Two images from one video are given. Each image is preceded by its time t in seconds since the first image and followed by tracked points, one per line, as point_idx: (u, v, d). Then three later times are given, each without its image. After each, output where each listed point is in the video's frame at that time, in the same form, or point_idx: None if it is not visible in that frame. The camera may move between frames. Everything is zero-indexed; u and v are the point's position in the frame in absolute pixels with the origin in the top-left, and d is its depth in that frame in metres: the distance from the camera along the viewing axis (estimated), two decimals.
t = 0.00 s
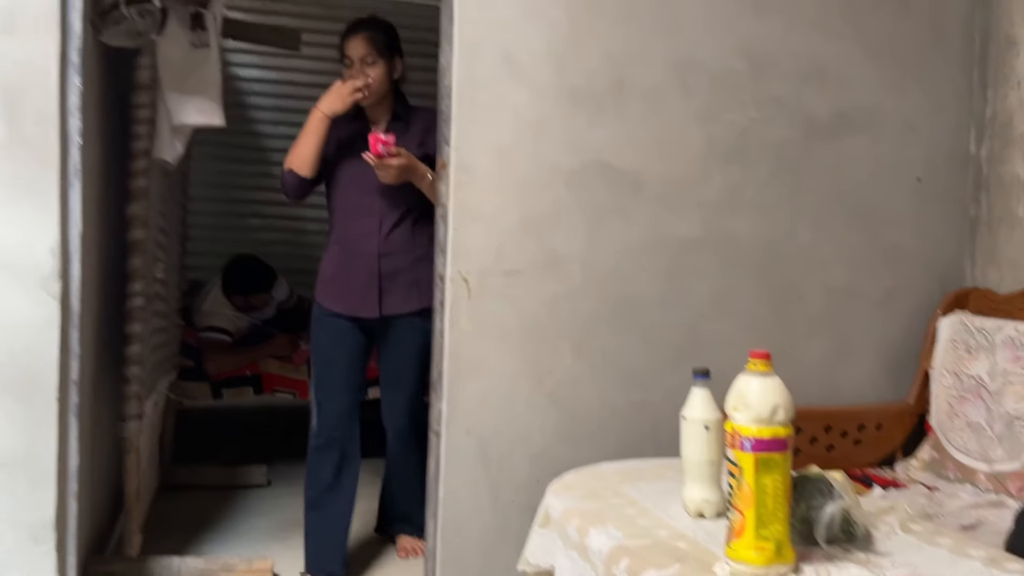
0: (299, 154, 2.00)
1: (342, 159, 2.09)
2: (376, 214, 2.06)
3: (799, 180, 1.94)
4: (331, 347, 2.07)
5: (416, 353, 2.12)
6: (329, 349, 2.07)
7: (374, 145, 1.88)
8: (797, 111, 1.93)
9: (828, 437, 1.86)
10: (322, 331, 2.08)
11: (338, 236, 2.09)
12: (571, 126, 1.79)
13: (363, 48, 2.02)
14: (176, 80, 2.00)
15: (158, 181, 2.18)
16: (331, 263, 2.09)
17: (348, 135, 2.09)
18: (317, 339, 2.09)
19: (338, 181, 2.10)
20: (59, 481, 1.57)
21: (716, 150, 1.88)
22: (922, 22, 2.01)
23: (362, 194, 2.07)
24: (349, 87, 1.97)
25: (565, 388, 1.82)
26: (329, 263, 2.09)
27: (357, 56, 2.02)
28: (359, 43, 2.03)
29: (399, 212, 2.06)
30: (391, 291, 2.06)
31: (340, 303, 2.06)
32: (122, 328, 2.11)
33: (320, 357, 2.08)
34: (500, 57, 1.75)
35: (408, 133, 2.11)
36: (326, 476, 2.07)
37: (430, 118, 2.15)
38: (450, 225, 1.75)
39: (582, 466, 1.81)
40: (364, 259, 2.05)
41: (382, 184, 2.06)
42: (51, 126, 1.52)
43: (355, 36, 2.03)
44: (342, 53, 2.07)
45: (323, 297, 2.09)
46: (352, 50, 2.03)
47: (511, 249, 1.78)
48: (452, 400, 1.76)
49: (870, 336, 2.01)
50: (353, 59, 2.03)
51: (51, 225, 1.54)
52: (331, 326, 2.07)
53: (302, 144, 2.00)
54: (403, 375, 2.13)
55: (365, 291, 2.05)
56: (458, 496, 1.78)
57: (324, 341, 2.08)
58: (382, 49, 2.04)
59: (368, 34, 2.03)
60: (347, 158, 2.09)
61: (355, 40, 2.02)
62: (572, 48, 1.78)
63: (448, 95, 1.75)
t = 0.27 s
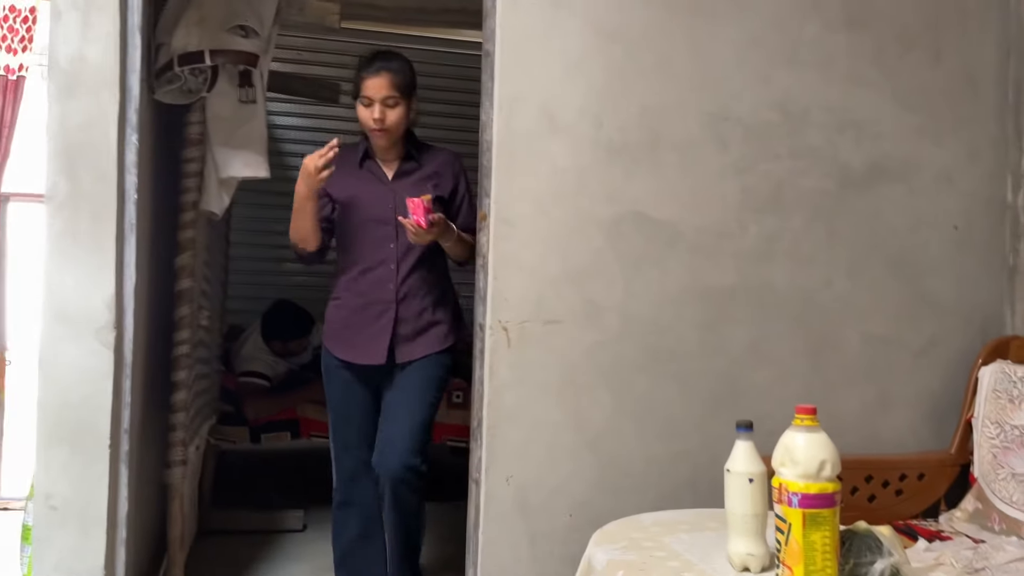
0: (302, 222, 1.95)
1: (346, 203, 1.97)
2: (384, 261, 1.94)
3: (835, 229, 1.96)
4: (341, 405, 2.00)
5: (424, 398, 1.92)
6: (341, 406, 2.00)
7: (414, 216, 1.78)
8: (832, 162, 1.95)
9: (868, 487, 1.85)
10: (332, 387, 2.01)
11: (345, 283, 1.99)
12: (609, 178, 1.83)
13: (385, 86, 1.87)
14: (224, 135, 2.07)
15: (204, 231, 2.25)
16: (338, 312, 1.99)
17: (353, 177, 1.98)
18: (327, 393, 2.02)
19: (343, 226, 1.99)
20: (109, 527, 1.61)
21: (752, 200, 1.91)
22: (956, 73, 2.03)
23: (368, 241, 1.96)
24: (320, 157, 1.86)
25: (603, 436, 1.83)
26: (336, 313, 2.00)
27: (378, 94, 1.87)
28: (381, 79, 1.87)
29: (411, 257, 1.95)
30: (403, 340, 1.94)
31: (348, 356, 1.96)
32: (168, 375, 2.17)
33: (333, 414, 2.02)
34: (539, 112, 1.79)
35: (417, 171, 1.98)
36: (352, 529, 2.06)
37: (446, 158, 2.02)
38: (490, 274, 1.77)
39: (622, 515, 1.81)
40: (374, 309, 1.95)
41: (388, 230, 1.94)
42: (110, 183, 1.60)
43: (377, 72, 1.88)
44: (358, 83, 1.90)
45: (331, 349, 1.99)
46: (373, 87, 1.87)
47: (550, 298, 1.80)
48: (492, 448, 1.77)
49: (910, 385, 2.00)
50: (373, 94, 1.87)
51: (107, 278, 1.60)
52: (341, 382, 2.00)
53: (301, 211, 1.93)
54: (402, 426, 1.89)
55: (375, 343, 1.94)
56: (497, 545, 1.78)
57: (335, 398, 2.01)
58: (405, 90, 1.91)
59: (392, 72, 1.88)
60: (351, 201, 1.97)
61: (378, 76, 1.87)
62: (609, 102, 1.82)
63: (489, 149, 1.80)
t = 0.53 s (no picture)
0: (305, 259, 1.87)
1: (334, 210, 1.86)
2: (379, 269, 1.84)
3: (845, 237, 1.95)
4: (341, 424, 1.88)
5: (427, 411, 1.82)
6: (341, 426, 1.88)
7: (436, 234, 1.71)
8: (842, 170, 1.95)
9: (880, 496, 1.84)
10: (330, 405, 1.89)
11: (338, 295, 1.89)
12: (618, 186, 1.83)
13: (395, 86, 1.76)
14: (235, 144, 2.09)
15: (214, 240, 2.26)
16: (332, 324, 1.89)
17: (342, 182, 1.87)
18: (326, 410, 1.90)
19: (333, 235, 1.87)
20: (119, 535, 1.62)
21: (762, 207, 1.90)
22: (966, 81, 2.03)
23: (360, 251, 1.85)
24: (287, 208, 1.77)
25: (613, 444, 1.82)
26: (331, 326, 1.89)
27: (388, 93, 1.76)
28: (391, 78, 1.76)
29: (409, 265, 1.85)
30: (401, 352, 1.84)
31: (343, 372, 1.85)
32: (178, 382, 2.17)
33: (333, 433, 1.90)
34: (549, 120, 1.79)
35: (411, 173, 1.87)
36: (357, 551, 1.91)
37: (446, 159, 1.91)
38: (499, 282, 1.77)
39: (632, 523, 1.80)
40: (369, 321, 1.84)
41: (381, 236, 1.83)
42: (122, 191, 1.61)
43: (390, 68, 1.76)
44: (362, 79, 1.77)
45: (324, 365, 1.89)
46: (383, 86, 1.75)
47: (560, 306, 1.80)
48: (501, 456, 1.76)
49: (921, 394, 2.00)
50: (382, 93, 1.76)
51: (119, 286, 1.61)
52: (339, 399, 1.88)
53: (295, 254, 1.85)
54: (399, 443, 1.77)
55: (370, 358, 1.83)
56: (507, 553, 1.78)
57: (334, 417, 1.89)
58: (413, 90, 1.80)
59: (402, 70, 1.77)
60: (340, 208, 1.85)
61: (389, 74, 1.76)
62: (619, 111, 1.83)
63: (498, 157, 1.80)
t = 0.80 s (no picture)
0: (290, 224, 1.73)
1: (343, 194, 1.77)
2: (385, 258, 1.74)
3: (855, 245, 1.95)
4: (331, 424, 1.79)
5: (428, 421, 1.79)
6: (329, 429, 1.79)
7: (461, 226, 1.63)
8: (851, 178, 1.95)
9: (891, 506, 1.83)
10: (320, 404, 1.80)
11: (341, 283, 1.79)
12: (627, 195, 1.83)
13: (423, 71, 1.67)
14: (246, 153, 2.10)
15: (224, 248, 2.27)
16: (331, 313, 1.79)
17: (355, 164, 1.77)
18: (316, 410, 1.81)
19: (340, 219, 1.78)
20: (129, 542, 1.62)
21: (771, 216, 1.90)
22: (976, 89, 2.02)
23: (367, 237, 1.75)
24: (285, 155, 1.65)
25: (622, 453, 1.82)
26: (329, 315, 1.80)
27: (417, 78, 1.67)
28: (419, 62, 1.68)
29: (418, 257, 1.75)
30: (404, 349, 1.74)
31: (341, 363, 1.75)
32: (188, 390, 2.18)
33: (319, 434, 1.80)
34: (558, 129, 1.79)
35: (428, 164, 1.78)
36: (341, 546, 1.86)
37: (465, 155, 1.83)
38: (508, 290, 1.77)
39: (641, 532, 1.80)
40: (371, 312, 1.74)
41: (390, 224, 1.74)
42: (133, 200, 1.62)
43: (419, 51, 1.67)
44: (388, 60, 1.69)
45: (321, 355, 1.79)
46: (411, 70, 1.67)
47: (568, 314, 1.80)
48: (510, 465, 1.76)
49: (932, 403, 1.99)
50: (409, 77, 1.67)
51: (131, 294, 1.62)
52: (332, 396, 1.78)
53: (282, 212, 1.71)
54: (408, 461, 1.78)
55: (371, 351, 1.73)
56: (515, 562, 1.78)
57: (323, 417, 1.79)
58: (440, 75, 1.72)
59: (431, 55, 1.69)
60: (350, 191, 1.76)
61: (418, 56, 1.67)
62: (628, 119, 1.83)
63: (508, 166, 1.79)
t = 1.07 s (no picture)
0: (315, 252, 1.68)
1: (361, 200, 1.68)
2: (407, 267, 1.68)
3: (869, 259, 1.94)
4: (355, 432, 1.66)
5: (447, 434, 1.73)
6: (355, 436, 1.65)
7: (503, 234, 1.60)
8: (865, 191, 1.94)
9: (906, 521, 1.82)
10: (340, 412, 1.67)
11: (354, 294, 1.70)
12: (640, 208, 1.84)
13: (452, 79, 1.65)
14: (261, 166, 2.12)
15: (239, 260, 2.29)
16: (344, 326, 1.70)
17: (371, 172, 1.70)
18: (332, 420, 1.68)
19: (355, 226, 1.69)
20: (144, 553, 1.63)
21: (784, 229, 1.90)
22: (990, 102, 2.02)
23: (387, 246, 1.68)
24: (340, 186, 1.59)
25: (635, 466, 1.82)
26: (341, 328, 1.70)
27: (446, 86, 1.64)
28: (448, 70, 1.65)
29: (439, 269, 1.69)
30: (426, 361, 1.68)
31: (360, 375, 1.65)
32: (202, 401, 2.19)
33: (339, 444, 1.66)
34: (570, 142, 1.80)
35: (445, 174, 1.73)
36: None
37: (477, 167, 1.80)
38: (520, 303, 1.77)
39: (655, 546, 1.79)
40: (391, 323, 1.67)
41: (412, 233, 1.68)
42: (150, 213, 1.63)
43: (449, 58, 1.65)
44: (417, 67, 1.65)
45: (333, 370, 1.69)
46: (441, 77, 1.63)
47: (581, 327, 1.80)
48: (523, 477, 1.76)
49: (947, 417, 1.97)
50: (438, 84, 1.64)
51: (147, 306, 1.63)
52: (353, 403, 1.66)
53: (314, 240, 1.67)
54: (428, 475, 1.71)
55: (391, 363, 1.65)
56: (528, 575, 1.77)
57: (345, 426, 1.66)
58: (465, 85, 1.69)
59: (459, 64, 1.66)
60: (368, 199, 1.68)
61: (448, 65, 1.64)
62: (641, 133, 1.84)
63: (520, 179, 1.80)
